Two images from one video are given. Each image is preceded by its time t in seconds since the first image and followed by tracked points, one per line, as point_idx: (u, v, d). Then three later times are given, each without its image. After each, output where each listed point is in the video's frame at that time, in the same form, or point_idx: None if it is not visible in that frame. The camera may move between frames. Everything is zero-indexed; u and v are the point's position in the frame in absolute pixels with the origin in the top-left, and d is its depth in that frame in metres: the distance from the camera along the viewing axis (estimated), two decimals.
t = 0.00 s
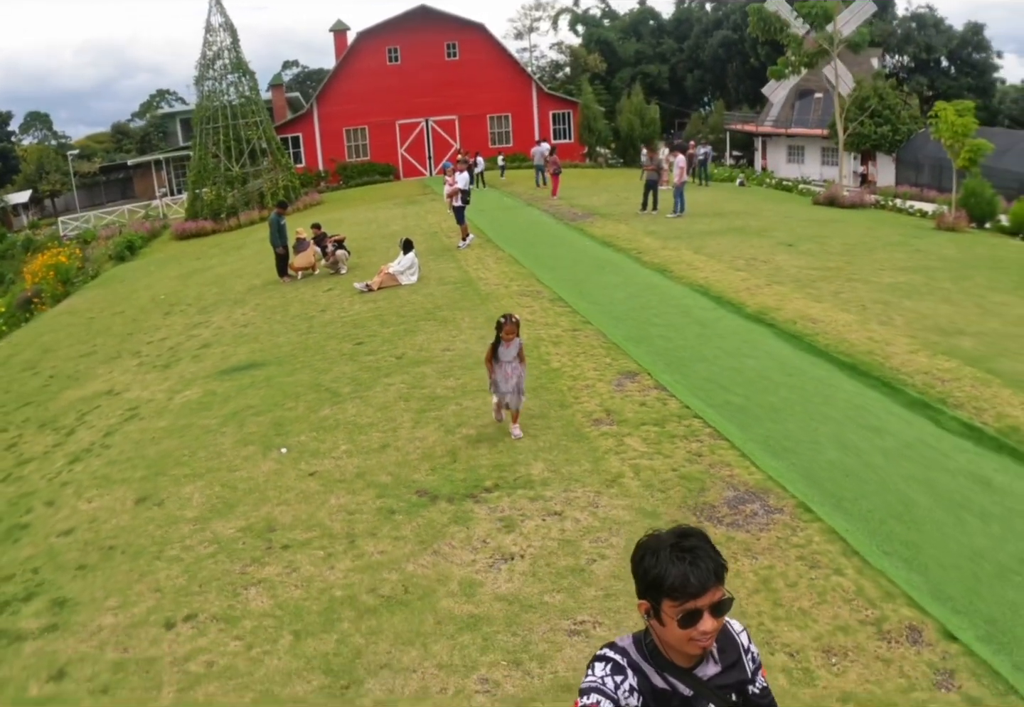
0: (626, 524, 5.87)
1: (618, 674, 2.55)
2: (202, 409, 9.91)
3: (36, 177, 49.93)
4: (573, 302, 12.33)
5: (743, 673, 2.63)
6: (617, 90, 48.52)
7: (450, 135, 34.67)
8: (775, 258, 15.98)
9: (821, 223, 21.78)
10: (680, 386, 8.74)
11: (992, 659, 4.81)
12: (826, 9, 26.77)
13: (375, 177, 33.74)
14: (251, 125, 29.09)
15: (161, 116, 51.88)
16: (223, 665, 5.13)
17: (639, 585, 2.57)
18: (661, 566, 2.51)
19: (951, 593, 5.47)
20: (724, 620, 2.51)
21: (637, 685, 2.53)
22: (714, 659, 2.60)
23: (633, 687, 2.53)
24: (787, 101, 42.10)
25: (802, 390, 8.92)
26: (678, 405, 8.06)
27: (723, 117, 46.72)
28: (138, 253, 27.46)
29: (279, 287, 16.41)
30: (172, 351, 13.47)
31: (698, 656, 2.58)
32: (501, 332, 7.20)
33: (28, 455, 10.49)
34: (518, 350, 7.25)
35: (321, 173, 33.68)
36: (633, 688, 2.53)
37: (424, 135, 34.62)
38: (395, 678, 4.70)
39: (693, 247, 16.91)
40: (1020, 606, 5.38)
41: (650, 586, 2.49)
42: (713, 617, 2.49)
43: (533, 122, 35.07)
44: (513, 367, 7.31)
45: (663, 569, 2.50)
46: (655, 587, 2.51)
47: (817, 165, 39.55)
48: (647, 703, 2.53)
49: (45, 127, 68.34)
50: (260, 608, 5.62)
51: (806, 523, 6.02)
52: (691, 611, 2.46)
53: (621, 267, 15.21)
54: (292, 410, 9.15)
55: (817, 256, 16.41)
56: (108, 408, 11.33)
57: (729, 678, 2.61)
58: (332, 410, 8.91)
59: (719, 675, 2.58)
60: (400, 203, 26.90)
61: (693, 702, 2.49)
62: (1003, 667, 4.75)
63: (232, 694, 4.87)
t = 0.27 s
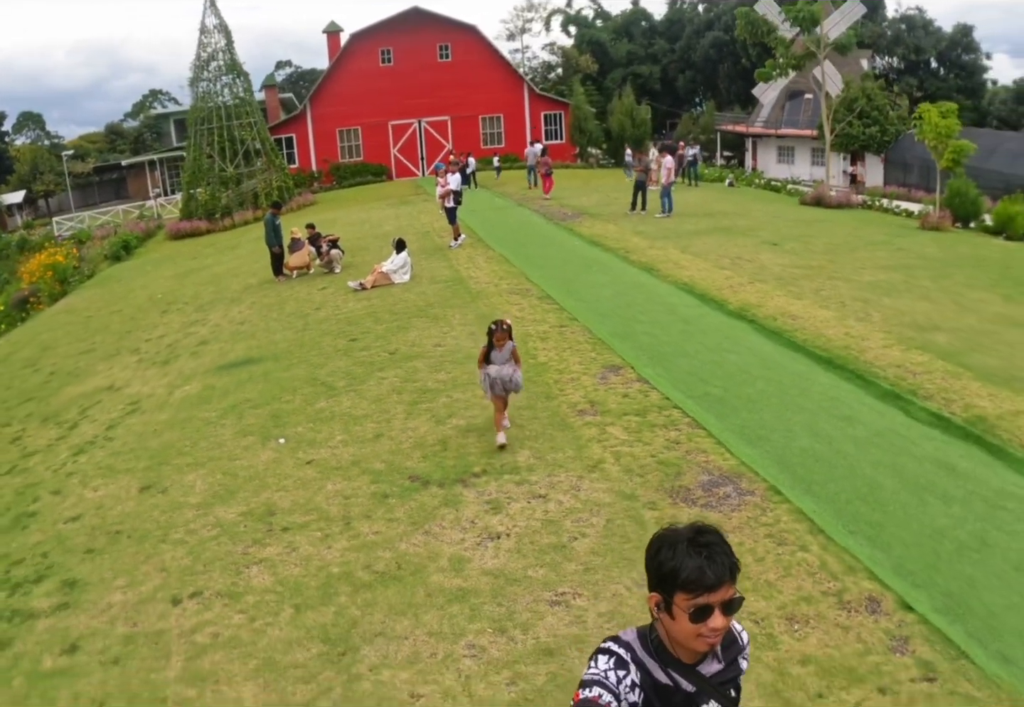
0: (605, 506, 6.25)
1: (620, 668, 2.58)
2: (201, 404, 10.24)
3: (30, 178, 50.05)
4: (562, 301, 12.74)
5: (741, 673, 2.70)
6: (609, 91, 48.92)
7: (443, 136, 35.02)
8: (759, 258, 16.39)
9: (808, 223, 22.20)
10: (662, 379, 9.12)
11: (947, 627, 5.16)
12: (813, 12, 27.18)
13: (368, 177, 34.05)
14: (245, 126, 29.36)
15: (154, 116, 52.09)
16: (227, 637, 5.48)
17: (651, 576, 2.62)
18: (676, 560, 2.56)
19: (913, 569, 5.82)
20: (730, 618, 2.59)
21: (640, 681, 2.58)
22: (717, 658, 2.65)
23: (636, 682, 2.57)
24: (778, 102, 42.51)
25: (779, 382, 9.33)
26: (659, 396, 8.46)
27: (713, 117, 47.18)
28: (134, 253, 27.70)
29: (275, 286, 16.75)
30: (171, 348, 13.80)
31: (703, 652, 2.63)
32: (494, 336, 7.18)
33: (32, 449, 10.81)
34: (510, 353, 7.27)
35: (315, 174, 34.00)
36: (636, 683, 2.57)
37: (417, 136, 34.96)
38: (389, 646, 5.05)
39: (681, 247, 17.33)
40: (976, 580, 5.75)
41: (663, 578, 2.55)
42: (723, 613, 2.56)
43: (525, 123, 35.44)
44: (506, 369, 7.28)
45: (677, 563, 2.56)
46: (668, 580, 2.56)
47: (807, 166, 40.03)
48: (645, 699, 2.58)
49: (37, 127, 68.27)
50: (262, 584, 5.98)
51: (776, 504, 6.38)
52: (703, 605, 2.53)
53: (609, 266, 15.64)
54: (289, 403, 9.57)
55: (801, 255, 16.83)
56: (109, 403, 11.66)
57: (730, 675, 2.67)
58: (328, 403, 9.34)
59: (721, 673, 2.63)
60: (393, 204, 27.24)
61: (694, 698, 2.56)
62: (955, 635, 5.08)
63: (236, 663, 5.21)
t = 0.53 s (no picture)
0: (584, 480, 6.61)
1: (638, 664, 2.54)
2: (198, 394, 10.56)
3: (24, 178, 50.10)
4: (551, 296, 13.12)
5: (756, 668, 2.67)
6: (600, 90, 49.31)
7: (435, 135, 35.35)
8: (743, 253, 16.77)
9: (793, 219, 22.61)
10: (643, 366, 9.48)
11: (906, 586, 5.47)
12: (799, 12, 27.55)
13: (361, 177, 34.35)
14: (239, 126, 29.63)
15: (147, 116, 52.30)
16: (226, 602, 5.80)
17: (673, 567, 2.58)
18: (701, 550, 2.53)
19: (876, 536, 6.15)
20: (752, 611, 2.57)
21: (657, 677, 2.53)
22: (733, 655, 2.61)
23: (653, 679, 2.52)
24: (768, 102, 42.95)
25: (755, 368, 9.70)
26: (639, 381, 8.84)
27: (704, 117, 47.65)
28: (128, 252, 27.94)
29: (269, 282, 17.08)
30: (167, 342, 14.11)
31: (721, 647, 2.60)
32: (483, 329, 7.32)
33: (33, 439, 11.11)
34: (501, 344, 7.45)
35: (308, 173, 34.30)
36: (653, 680, 2.52)
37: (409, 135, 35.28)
38: (378, 606, 5.37)
39: (667, 243, 17.73)
40: (936, 546, 6.08)
41: (687, 567, 2.53)
42: (746, 608, 2.54)
43: (516, 122, 35.79)
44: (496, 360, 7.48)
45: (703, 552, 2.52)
46: (692, 572, 2.53)
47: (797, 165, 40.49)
48: (662, 696, 2.54)
49: (30, 128, 68.40)
50: (258, 554, 6.32)
51: (747, 477, 6.72)
52: (728, 597, 2.51)
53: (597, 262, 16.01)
54: (283, 391, 9.95)
55: (785, 250, 17.22)
56: (108, 394, 11.96)
57: (746, 671, 2.64)
58: (321, 391, 9.73)
59: (737, 670, 2.60)
60: (385, 202, 27.55)
61: (710, 694, 2.54)
62: (913, 594, 5.39)
63: (235, 625, 5.53)
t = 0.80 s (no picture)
0: (570, 462, 7.00)
1: (647, 632, 2.55)
2: (200, 388, 10.90)
3: (19, 179, 49.97)
4: (543, 296, 13.55)
5: (762, 634, 2.67)
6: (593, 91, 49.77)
7: (428, 136, 35.70)
8: (730, 252, 17.18)
9: (781, 218, 23.06)
10: (629, 359, 9.86)
11: (871, 557, 5.82)
12: (786, 14, 27.96)
13: (354, 177, 34.65)
14: (234, 126, 29.95)
15: (142, 118, 52.52)
16: (230, 577, 6.14)
17: (671, 540, 2.61)
18: (697, 522, 2.55)
19: (845, 513, 6.48)
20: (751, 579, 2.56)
21: (667, 645, 2.53)
22: (740, 621, 2.62)
23: (662, 647, 2.52)
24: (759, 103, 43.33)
25: (736, 360, 10.08)
26: (625, 373, 9.25)
27: (696, 117, 48.14)
28: (124, 252, 28.21)
29: (266, 280, 17.44)
30: (167, 338, 14.45)
31: (727, 614, 2.60)
32: (484, 331, 7.45)
33: (38, 432, 11.43)
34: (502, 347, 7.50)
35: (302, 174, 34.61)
36: (662, 648, 2.52)
37: (402, 136, 35.61)
38: (374, 578, 5.72)
39: (656, 243, 18.18)
40: (901, 523, 6.42)
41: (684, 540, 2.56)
42: (743, 577, 2.53)
43: (509, 123, 36.16)
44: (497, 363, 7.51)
45: (700, 524, 2.54)
46: (690, 543, 2.55)
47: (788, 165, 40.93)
48: (673, 662, 2.54)
49: (24, 128, 68.46)
50: (260, 534, 6.67)
51: (723, 459, 7.09)
52: (725, 567, 2.51)
53: (587, 262, 16.43)
54: (282, 384, 10.38)
55: (771, 248, 17.65)
56: (110, 388, 12.30)
57: (753, 638, 2.66)
58: (319, 383, 10.18)
59: (744, 635, 2.61)
60: (379, 202, 27.89)
61: (719, 659, 2.56)
62: (876, 563, 5.73)
63: (240, 597, 5.87)
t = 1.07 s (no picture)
0: (558, 442, 7.32)
1: (641, 644, 2.62)
2: (200, 380, 11.18)
3: (15, 177, 49.47)
4: (537, 293, 13.89)
5: (760, 648, 2.72)
6: (589, 92, 50.12)
7: (424, 136, 35.97)
8: (719, 249, 17.55)
9: (772, 217, 23.44)
10: (617, 350, 10.16)
11: (843, 529, 6.04)
12: (777, 17, 28.26)
13: (350, 177, 34.90)
14: (231, 126, 30.20)
15: (139, 117, 52.66)
16: (233, 550, 6.42)
17: (666, 553, 2.69)
18: (690, 534, 2.62)
19: (821, 489, 6.69)
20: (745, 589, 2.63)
21: (660, 656, 2.61)
22: (735, 632, 2.69)
23: (656, 657, 2.60)
24: (753, 104, 43.66)
25: (721, 350, 10.34)
26: (613, 362, 9.57)
27: (690, 118, 48.52)
28: (122, 250, 28.42)
29: (264, 276, 17.74)
30: (167, 332, 14.73)
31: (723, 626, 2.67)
32: (486, 324, 7.38)
33: (41, 420, 11.69)
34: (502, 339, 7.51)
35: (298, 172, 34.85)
36: (655, 658, 2.60)
37: (398, 136, 35.86)
38: (370, 549, 6.01)
39: (649, 241, 18.59)
40: (874, 498, 6.62)
41: (678, 550, 2.64)
42: (734, 590, 2.59)
43: (504, 123, 36.44)
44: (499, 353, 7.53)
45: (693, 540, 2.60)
46: (681, 556, 2.63)
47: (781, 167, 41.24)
48: (668, 673, 2.61)
49: (20, 127, 68.56)
50: (261, 510, 6.96)
51: (704, 440, 7.38)
52: (714, 581, 2.57)
53: (579, 259, 16.73)
54: (280, 373, 10.74)
55: (760, 246, 18.03)
56: (111, 379, 12.57)
57: (750, 649, 2.71)
58: (316, 372, 10.57)
59: (740, 647, 2.67)
60: (376, 201, 28.17)
61: (714, 671, 2.61)
62: (847, 536, 5.95)
63: (241, 567, 6.15)
